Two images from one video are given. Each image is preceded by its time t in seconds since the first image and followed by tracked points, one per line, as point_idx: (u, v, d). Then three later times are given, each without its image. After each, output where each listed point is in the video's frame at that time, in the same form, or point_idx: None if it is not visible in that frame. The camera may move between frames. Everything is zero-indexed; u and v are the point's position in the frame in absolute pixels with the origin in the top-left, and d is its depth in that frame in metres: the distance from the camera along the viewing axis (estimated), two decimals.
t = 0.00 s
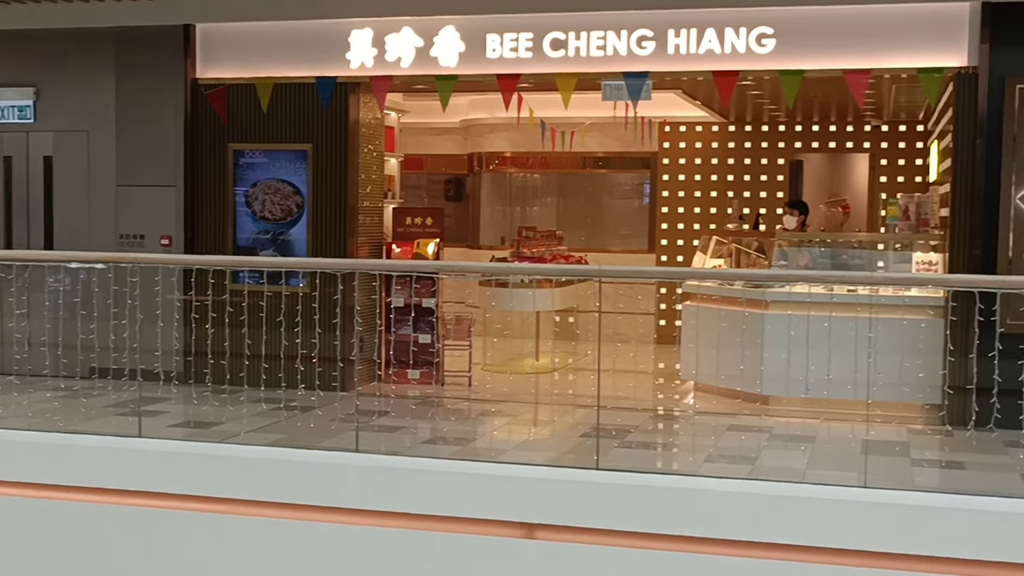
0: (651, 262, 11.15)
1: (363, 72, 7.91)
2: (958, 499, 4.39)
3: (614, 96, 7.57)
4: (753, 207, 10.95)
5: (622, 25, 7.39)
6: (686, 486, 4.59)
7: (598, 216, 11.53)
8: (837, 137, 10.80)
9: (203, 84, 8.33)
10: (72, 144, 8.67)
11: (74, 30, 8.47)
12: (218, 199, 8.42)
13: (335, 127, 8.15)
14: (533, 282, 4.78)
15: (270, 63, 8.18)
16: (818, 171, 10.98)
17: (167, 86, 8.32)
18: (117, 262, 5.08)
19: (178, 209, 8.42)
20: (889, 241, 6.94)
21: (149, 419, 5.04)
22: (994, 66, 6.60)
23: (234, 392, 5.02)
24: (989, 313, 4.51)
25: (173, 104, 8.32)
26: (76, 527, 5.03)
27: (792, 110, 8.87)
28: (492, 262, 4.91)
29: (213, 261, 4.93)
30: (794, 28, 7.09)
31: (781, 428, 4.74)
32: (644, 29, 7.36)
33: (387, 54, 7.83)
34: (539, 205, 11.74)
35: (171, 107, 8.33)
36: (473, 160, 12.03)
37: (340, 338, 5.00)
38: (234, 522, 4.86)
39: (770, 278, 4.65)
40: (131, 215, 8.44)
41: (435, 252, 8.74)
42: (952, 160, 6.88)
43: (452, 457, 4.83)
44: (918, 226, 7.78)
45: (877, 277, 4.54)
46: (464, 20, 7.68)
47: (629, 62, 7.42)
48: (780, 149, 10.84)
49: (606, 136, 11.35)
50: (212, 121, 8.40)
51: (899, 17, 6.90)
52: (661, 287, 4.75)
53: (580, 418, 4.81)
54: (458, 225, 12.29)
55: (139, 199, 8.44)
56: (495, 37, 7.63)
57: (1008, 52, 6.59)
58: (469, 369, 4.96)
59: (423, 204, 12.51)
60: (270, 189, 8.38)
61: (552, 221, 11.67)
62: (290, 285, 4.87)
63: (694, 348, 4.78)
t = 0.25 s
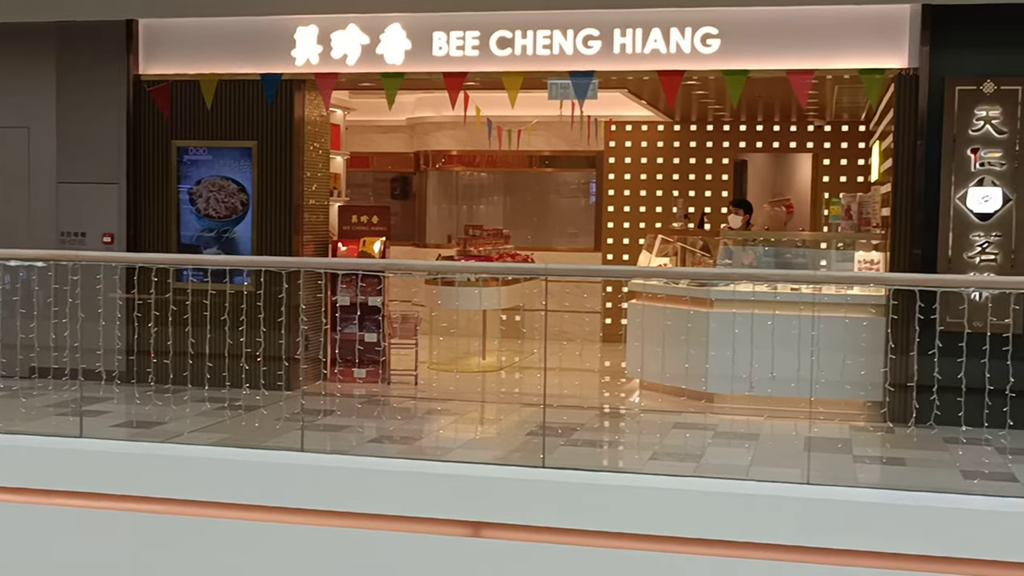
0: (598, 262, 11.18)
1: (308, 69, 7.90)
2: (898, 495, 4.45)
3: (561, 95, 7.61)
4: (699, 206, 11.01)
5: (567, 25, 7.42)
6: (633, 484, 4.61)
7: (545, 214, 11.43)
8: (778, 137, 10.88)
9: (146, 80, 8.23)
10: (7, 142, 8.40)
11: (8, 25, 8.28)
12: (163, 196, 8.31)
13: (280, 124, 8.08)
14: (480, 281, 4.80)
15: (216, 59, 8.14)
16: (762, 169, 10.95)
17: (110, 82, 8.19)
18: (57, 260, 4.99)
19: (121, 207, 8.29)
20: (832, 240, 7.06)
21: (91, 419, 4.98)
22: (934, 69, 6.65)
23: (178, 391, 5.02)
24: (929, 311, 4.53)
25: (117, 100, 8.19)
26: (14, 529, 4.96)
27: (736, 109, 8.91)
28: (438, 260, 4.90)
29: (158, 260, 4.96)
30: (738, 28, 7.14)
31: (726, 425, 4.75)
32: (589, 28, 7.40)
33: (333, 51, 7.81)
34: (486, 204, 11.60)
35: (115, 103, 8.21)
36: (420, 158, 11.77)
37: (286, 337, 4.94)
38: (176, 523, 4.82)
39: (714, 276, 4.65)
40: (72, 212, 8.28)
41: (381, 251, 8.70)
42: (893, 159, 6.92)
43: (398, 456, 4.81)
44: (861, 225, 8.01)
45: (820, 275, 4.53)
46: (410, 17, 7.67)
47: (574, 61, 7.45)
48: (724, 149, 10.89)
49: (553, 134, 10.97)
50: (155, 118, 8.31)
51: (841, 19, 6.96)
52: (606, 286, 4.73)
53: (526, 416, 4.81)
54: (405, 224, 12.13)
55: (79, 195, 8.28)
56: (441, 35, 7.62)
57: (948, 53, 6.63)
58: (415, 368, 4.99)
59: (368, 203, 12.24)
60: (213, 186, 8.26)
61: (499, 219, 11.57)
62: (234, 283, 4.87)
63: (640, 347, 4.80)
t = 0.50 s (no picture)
0: (547, 259, 11.01)
1: (256, 66, 7.82)
2: (844, 492, 4.48)
3: (510, 93, 7.57)
4: (648, 206, 10.81)
5: (517, 24, 7.40)
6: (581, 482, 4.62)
7: (494, 213, 11.19)
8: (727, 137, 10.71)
9: (92, 76, 8.13)
10: None
11: None
12: (109, 194, 8.20)
13: (229, 122, 8.00)
14: (429, 280, 4.78)
15: (165, 56, 8.05)
16: (710, 170, 10.76)
17: (54, 80, 8.09)
18: None
19: (66, 206, 8.17)
20: (778, 239, 7.14)
21: (34, 420, 4.95)
22: (879, 70, 6.72)
23: (123, 391, 4.99)
24: (873, 310, 4.58)
25: (62, 97, 8.09)
26: None
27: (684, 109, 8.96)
28: (387, 258, 4.88)
29: (102, 259, 4.93)
30: (686, 28, 7.16)
31: (674, 424, 4.76)
32: (539, 28, 7.38)
33: (282, 48, 7.75)
34: (435, 202, 11.27)
35: (60, 100, 8.10)
36: (368, 156, 11.30)
37: (234, 335, 4.95)
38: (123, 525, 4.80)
39: (661, 275, 4.67)
40: (16, 210, 8.14)
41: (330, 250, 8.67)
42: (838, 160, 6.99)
43: (346, 456, 4.80)
44: (807, 224, 7.89)
45: (767, 274, 4.55)
46: (360, 15, 7.62)
47: (523, 60, 7.43)
48: (673, 149, 10.71)
49: (502, 134, 10.65)
50: (100, 115, 8.20)
51: (787, 20, 6.98)
52: (556, 285, 4.75)
53: (476, 416, 4.82)
54: (355, 222, 11.64)
55: (23, 193, 8.14)
56: (391, 33, 7.58)
57: (895, 55, 6.71)
58: (365, 366, 4.98)
59: (317, 201, 11.71)
60: (159, 184, 8.16)
61: (449, 218, 11.26)
62: (182, 282, 4.94)
63: (589, 346, 4.79)
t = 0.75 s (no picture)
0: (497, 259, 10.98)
1: (203, 63, 7.69)
2: (788, 489, 4.52)
3: (459, 92, 7.53)
4: (597, 204, 10.64)
5: (465, 23, 7.33)
6: (529, 480, 4.62)
7: (444, 211, 11.35)
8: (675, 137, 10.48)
9: (34, 72, 8.00)
10: None
11: None
12: (52, 192, 8.08)
13: (175, 119, 7.92)
14: (378, 279, 4.83)
15: (109, 52, 7.89)
16: (659, 169, 10.46)
17: None
18: None
19: (8, 203, 8.07)
20: (726, 238, 7.13)
21: None
22: (825, 71, 6.77)
23: (66, 391, 4.94)
24: (819, 308, 4.60)
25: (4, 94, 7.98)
26: None
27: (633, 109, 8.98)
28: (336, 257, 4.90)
29: (47, 257, 4.85)
30: (636, 28, 7.10)
31: (622, 422, 4.76)
32: (487, 26, 7.30)
33: (229, 45, 7.64)
34: (384, 201, 11.36)
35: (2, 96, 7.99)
36: (317, 154, 11.20)
37: (180, 334, 4.93)
38: (67, 527, 4.75)
39: (610, 274, 4.67)
40: None
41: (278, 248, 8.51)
42: (784, 160, 7.02)
43: (293, 455, 4.78)
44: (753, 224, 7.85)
45: (715, 274, 4.59)
46: (308, 12, 7.52)
47: (472, 59, 7.36)
48: (621, 148, 10.57)
49: (452, 133, 10.79)
50: (43, 111, 8.07)
51: (736, 20, 6.95)
52: (505, 284, 4.75)
53: (425, 415, 4.81)
54: (304, 221, 11.50)
55: None
56: (339, 31, 7.50)
57: (842, 57, 6.75)
58: (313, 365, 4.97)
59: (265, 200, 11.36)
60: (104, 181, 8.06)
61: (397, 216, 11.40)
62: (126, 280, 4.93)
63: (538, 344, 4.80)
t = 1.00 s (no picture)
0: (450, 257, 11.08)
1: (153, 59, 7.56)
2: (740, 486, 4.53)
3: (411, 91, 7.50)
4: (549, 203, 10.85)
5: (417, 21, 7.29)
6: (480, 479, 4.62)
7: (396, 210, 11.65)
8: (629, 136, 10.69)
9: None
10: None
11: None
12: None
13: (122, 116, 7.83)
14: (329, 278, 4.87)
15: (56, 47, 7.75)
16: (612, 168, 10.69)
17: None
18: None
19: None
20: (677, 237, 7.17)
21: None
22: (774, 72, 6.81)
23: (14, 392, 4.92)
24: (768, 307, 4.60)
25: None
26: None
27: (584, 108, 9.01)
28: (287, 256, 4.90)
29: None
30: (588, 28, 7.09)
31: (574, 420, 4.81)
32: (439, 24, 7.27)
33: (178, 42, 7.51)
34: (336, 199, 11.81)
35: None
36: (270, 152, 11.95)
37: (129, 334, 4.99)
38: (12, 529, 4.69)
39: (563, 273, 4.67)
40: None
41: (229, 246, 8.45)
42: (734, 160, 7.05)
43: (243, 455, 4.76)
44: (704, 224, 7.82)
45: (667, 273, 4.59)
46: (259, 9, 7.45)
47: (424, 57, 7.32)
48: (573, 147, 10.71)
49: (405, 132, 11.49)
50: None
51: (688, 19, 6.96)
52: (457, 282, 4.76)
53: (375, 414, 4.79)
54: (254, 218, 12.15)
55: None
56: (290, 28, 7.44)
57: (791, 57, 6.80)
58: (263, 365, 5.02)
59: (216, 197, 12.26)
60: (53, 178, 7.94)
61: (349, 214, 11.80)
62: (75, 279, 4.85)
63: (490, 343, 4.81)
